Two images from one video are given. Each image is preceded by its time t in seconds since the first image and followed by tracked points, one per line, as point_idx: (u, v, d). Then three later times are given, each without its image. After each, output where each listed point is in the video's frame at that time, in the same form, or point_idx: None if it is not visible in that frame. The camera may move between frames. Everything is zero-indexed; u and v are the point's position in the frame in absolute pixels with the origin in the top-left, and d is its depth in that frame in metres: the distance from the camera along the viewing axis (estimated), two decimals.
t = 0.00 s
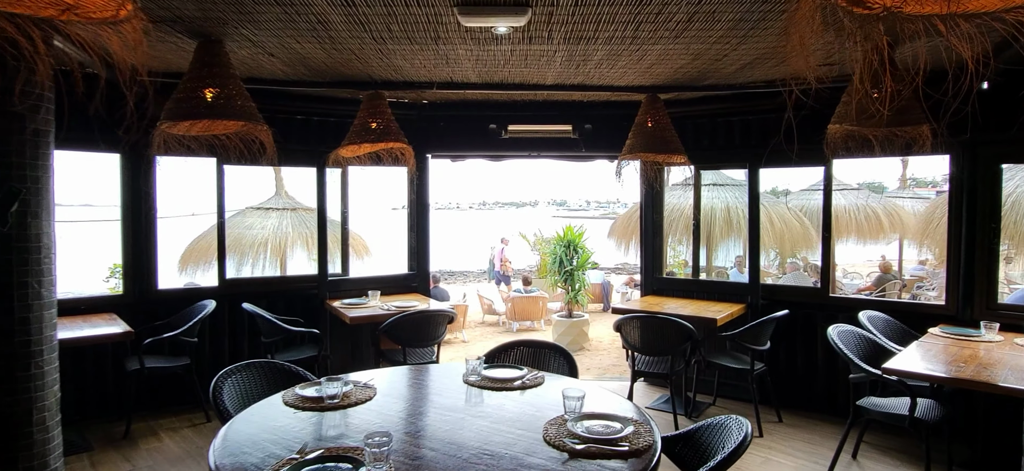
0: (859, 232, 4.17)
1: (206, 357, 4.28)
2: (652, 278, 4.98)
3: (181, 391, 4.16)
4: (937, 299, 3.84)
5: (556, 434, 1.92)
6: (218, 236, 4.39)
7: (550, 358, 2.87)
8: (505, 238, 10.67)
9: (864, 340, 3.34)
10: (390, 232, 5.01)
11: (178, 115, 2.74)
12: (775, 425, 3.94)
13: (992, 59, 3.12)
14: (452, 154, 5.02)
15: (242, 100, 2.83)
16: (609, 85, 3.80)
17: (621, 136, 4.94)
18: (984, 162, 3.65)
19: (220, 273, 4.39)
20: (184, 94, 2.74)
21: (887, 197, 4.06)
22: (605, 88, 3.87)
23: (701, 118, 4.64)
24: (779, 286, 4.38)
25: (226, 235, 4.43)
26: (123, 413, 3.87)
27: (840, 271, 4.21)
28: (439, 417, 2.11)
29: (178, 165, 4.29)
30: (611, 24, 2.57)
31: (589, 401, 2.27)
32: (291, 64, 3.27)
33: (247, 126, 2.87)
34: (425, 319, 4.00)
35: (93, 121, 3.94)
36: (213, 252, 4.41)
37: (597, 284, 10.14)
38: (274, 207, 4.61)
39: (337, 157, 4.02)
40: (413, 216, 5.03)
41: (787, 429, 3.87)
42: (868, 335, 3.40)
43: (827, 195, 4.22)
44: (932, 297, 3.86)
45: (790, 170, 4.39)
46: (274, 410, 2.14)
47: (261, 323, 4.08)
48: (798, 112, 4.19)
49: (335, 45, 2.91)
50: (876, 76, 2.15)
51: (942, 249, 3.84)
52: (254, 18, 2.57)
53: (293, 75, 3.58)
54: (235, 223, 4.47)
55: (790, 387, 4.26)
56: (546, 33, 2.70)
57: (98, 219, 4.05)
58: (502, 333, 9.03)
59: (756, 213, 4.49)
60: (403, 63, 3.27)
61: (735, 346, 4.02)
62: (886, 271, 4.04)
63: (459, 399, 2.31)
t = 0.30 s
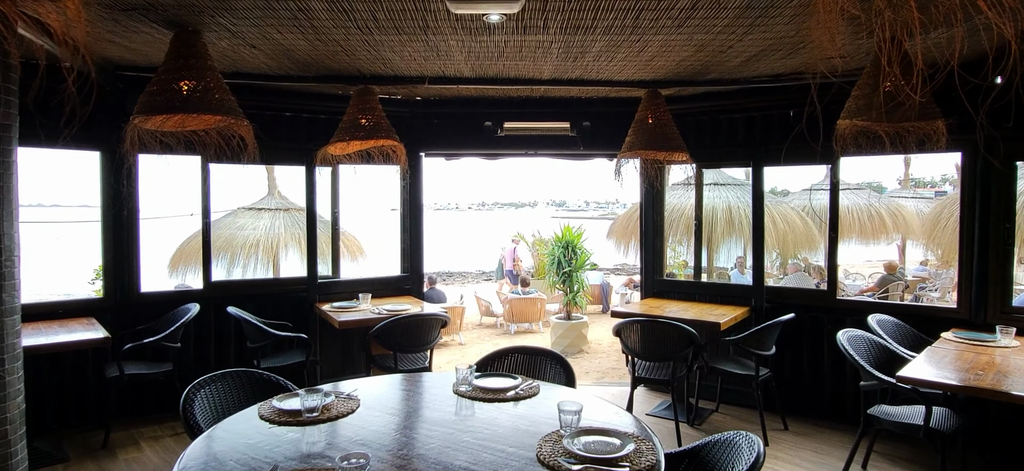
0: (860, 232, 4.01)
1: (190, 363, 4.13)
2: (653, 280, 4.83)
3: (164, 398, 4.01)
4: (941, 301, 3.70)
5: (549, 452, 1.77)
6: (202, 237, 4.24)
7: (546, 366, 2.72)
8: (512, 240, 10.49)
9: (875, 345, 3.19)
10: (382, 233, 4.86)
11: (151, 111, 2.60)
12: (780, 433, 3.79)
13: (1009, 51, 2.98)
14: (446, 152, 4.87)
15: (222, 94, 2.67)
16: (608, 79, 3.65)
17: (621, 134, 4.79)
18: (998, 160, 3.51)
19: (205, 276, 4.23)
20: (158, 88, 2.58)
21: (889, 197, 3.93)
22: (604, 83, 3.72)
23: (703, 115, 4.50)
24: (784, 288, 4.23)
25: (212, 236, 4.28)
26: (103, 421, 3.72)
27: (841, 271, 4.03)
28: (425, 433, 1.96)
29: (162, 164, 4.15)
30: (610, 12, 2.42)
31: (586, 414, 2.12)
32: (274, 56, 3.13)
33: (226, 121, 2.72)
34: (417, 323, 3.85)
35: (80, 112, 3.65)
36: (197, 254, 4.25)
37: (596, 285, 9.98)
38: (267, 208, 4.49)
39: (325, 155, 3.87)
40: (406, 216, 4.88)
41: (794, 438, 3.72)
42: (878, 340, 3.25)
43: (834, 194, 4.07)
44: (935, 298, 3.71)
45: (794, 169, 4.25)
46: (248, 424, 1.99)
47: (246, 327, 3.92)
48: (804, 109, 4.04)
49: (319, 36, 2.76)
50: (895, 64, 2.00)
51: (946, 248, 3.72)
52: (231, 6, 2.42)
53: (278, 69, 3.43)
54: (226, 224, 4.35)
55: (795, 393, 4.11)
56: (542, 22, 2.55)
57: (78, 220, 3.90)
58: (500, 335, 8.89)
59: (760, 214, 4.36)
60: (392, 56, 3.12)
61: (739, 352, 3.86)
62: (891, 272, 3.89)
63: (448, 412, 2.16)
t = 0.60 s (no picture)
0: (862, 234, 3.89)
1: (172, 370, 3.98)
2: (651, 284, 4.70)
3: (145, 407, 3.86)
4: (943, 304, 3.58)
5: None
6: (186, 239, 4.09)
7: (539, 378, 2.57)
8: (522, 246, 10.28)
9: (884, 354, 3.05)
10: (374, 235, 4.72)
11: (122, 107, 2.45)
12: (784, 444, 3.64)
13: None
14: (439, 153, 4.73)
15: (197, 90, 2.52)
16: (605, 77, 3.52)
17: (618, 134, 4.66)
18: (1010, 162, 3.38)
19: (187, 280, 4.08)
20: (129, 82, 2.43)
21: (888, 198, 3.79)
22: (601, 81, 3.58)
23: (703, 114, 4.37)
24: (788, 293, 4.10)
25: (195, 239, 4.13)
26: (79, 432, 3.56)
27: (845, 274, 3.90)
28: (407, 455, 1.80)
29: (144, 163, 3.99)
30: (607, 2, 2.28)
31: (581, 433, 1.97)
32: (254, 50, 3.00)
33: (202, 117, 2.57)
34: (408, 330, 3.71)
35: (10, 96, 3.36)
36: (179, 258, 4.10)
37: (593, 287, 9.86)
38: (258, 209, 4.35)
39: (312, 155, 3.72)
40: (397, 219, 4.74)
41: (800, 449, 3.57)
42: (888, 349, 3.11)
43: (838, 195, 3.94)
44: (937, 301, 3.59)
45: (797, 170, 4.11)
46: (216, 445, 1.84)
47: (229, 334, 3.77)
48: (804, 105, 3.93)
49: (301, 29, 2.62)
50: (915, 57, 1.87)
51: (943, 250, 3.63)
52: None
53: (259, 65, 3.33)
54: (217, 226, 4.22)
55: (799, 402, 3.98)
56: (535, 15, 2.42)
57: (55, 222, 3.74)
58: (496, 338, 8.75)
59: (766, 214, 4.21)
60: (378, 51, 2.98)
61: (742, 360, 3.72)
62: (892, 275, 3.78)
63: (434, 430, 2.01)
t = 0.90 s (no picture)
0: (864, 232, 3.80)
1: (159, 371, 3.86)
2: (652, 284, 4.58)
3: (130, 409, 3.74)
4: (944, 303, 3.48)
5: None
6: (173, 237, 3.97)
7: (536, 382, 2.45)
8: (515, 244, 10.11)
9: (895, 357, 2.93)
10: (369, 232, 4.62)
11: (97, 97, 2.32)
12: (790, 449, 3.52)
13: None
14: (435, 148, 4.61)
15: (177, 80, 2.40)
16: (606, 69, 3.40)
17: (619, 129, 4.54)
18: None
19: (174, 278, 3.96)
20: (106, 70, 2.30)
21: (891, 197, 3.71)
22: (602, 74, 3.46)
23: (707, 109, 4.25)
24: (792, 293, 3.99)
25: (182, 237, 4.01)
26: (60, 436, 3.44)
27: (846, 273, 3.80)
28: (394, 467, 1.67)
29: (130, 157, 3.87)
30: None
31: (581, 444, 1.85)
32: (240, 40, 2.88)
33: (183, 108, 2.44)
34: (402, 331, 3.59)
35: None
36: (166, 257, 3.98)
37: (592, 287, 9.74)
38: (253, 206, 4.24)
39: (301, 150, 3.59)
40: (391, 216, 4.62)
41: (805, 454, 3.45)
42: (899, 351, 2.99)
43: (845, 194, 3.82)
44: (938, 301, 3.49)
45: (803, 166, 3.99)
46: (190, 455, 1.72)
47: (217, 334, 3.65)
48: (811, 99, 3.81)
49: (286, 16, 2.50)
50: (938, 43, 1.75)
51: (946, 249, 3.54)
52: None
53: (246, 56, 3.23)
54: (208, 223, 4.12)
55: (804, 405, 3.86)
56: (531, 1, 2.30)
57: (36, 219, 3.62)
58: (494, 338, 8.63)
59: (769, 215, 4.08)
60: (369, 40, 2.86)
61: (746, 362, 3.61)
62: (895, 274, 3.69)
63: (424, 439, 1.88)
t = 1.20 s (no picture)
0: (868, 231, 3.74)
1: (145, 373, 3.73)
2: (654, 283, 4.46)
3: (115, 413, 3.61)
4: (947, 302, 3.40)
5: None
6: (160, 235, 3.84)
7: (535, 386, 2.33)
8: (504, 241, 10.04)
9: (910, 358, 2.82)
10: (363, 229, 4.49)
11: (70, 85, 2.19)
12: (799, 454, 3.40)
13: None
14: (431, 143, 4.48)
15: (156, 68, 2.27)
16: (608, 59, 3.27)
17: (621, 123, 4.42)
18: None
19: (161, 277, 3.84)
20: (79, 58, 2.17)
21: (896, 195, 3.67)
22: (604, 64, 3.33)
23: (711, 102, 4.12)
24: (799, 292, 3.86)
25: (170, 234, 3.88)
26: (41, 441, 3.31)
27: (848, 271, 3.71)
28: None
29: (115, 151, 3.74)
30: None
31: (585, 456, 1.72)
32: (226, 27, 2.76)
33: (162, 97, 2.31)
34: (397, 332, 3.46)
35: None
36: (153, 256, 3.85)
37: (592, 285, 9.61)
38: (246, 203, 4.12)
39: (291, 144, 3.46)
40: (387, 213, 4.50)
41: (814, 460, 3.33)
42: (913, 353, 2.87)
43: (854, 191, 3.69)
44: (941, 299, 3.43)
45: (811, 161, 3.87)
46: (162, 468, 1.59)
47: (204, 335, 3.51)
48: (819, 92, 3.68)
49: None
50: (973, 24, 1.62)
51: (947, 246, 3.54)
52: None
53: (233, 45, 3.10)
54: (200, 221, 4.00)
55: (812, 408, 3.75)
56: None
57: (16, 216, 3.48)
58: (492, 337, 8.51)
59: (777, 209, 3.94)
60: (360, 27, 2.72)
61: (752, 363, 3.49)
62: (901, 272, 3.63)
63: (416, 450, 1.75)
